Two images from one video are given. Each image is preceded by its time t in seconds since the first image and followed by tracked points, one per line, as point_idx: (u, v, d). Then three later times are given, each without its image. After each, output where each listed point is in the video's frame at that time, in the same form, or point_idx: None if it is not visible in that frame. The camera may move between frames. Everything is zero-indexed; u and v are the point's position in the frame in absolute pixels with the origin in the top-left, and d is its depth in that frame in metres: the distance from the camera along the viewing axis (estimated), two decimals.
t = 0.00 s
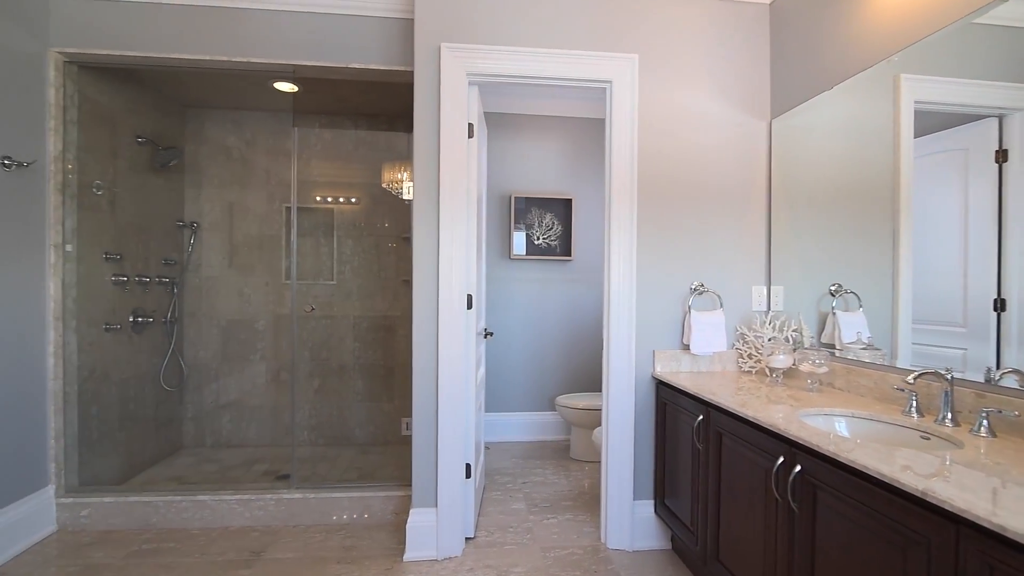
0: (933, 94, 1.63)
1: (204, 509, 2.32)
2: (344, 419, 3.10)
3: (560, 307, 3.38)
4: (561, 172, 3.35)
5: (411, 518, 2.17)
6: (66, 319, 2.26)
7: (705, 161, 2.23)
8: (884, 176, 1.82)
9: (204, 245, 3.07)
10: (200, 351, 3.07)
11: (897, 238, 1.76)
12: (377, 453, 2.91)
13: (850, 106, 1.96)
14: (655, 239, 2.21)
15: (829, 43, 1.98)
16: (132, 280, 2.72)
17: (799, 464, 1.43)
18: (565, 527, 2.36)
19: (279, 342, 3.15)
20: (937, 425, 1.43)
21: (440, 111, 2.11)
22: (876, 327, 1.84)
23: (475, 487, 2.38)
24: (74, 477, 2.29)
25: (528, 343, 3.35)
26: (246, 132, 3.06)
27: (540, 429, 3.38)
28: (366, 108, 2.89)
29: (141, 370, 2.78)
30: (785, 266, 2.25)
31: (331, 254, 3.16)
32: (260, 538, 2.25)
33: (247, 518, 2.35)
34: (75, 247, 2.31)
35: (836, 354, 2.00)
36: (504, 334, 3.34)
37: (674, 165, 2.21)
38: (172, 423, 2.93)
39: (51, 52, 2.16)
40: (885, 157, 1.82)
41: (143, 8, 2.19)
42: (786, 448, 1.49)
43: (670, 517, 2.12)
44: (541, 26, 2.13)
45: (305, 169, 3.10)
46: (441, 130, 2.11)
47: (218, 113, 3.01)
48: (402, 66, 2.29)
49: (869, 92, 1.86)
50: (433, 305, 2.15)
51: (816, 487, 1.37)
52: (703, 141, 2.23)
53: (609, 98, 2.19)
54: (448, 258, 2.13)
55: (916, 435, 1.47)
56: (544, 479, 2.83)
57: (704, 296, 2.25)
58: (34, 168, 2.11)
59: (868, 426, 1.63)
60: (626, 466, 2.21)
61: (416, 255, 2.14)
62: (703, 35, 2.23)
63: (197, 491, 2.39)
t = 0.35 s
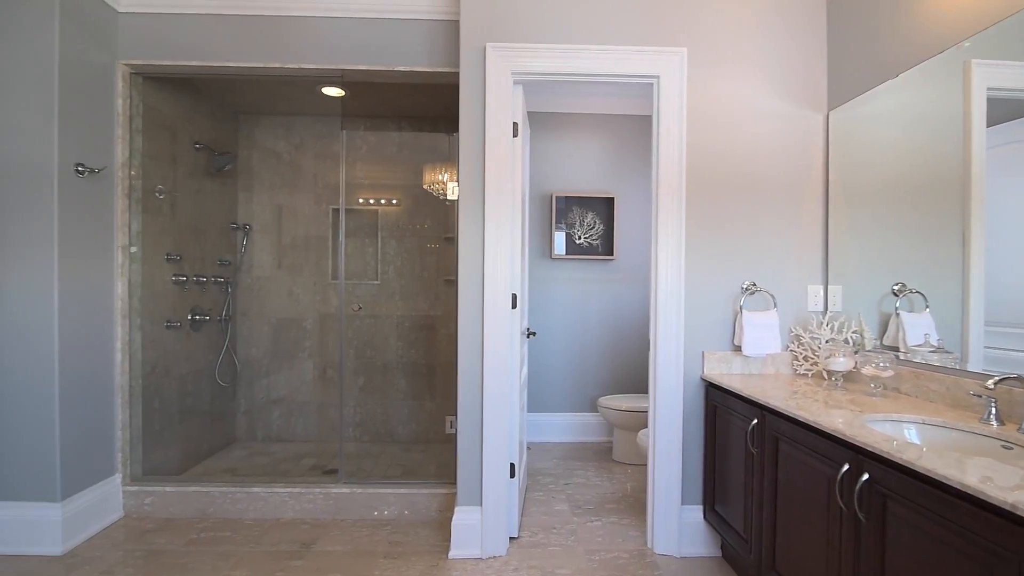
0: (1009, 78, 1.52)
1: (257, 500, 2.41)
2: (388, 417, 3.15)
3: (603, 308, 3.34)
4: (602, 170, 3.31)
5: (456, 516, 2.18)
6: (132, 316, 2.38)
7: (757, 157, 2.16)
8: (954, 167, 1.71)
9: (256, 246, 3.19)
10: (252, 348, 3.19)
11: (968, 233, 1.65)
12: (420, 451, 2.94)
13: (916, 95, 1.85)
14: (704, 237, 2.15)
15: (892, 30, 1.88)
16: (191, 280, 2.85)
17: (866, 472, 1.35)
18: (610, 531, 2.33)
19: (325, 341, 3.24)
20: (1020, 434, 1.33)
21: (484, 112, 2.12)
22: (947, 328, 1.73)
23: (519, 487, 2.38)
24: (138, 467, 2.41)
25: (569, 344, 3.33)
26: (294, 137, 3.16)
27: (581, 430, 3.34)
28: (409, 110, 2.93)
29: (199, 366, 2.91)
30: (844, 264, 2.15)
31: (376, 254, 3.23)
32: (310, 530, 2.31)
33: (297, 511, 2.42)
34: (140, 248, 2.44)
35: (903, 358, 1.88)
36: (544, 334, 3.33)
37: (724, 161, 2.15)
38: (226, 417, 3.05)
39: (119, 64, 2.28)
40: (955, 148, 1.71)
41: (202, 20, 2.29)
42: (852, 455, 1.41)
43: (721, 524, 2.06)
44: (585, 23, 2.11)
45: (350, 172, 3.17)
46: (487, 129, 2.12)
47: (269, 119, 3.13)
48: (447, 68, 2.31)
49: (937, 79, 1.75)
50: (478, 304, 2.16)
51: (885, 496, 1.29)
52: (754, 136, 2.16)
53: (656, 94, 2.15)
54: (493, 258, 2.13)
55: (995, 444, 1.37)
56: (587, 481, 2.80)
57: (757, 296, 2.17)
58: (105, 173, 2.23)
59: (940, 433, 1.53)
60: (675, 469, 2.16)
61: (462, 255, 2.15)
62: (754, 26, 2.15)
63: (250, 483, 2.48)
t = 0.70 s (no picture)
0: None
1: (308, 494, 2.47)
2: (431, 415, 3.19)
3: (648, 308, 3.28)
4: (646, 168, 3.26)
5: (502, 515, 2.18)
6: (192, 314, 2.49)
7: (814, 151, 2.08)
8: None
9: (305, 247, 3.29)
10: (301, 346, 3.29)
11: None
12: (462, 449, 2.96)
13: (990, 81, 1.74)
14: (758, 235, 2.08)
15: (964, 12, 1.77)
16: (245, 280, 2.96)
17: (945, 483, 1.26)
18: (658, 535, 2.28)
19: (370, 339, 3.31)
20: None
21: (531, 111, 2.12)
22: None
23: (565, 488, 2.36)
24: (198, 458, 2.52)
25: (611, 344, 3.29)
26: (342, 140, 3.25)
27: (625, 432, 3.30)
28: (453, 112, 2.95)
29: (252, 363, 3.02)
30: (909, 262, 2.04)
31: (419, 254, 3.27)
32: (358, 525, 2.35)
33: (346, 505, 2.47)
34: (200, 249, 2.55)
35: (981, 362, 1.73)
36: (586, 334, 3.30)
37: (779, 156, 2.08)
38: (277, 413, 3.16)
39: (181, 74, 2.39)
40: None
41: (257, 29, 2.38)
42: (927, 463, 1.32)
43: (777, 532, 1.98)
44: (632, 18, 2.08)
45: (395, 174, 3.23)
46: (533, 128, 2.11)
47: (317, 123, 3.22)
48: (493, 67, 2.32)
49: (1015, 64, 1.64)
50: (524, 304, 2.16)
51: (967, 508, 1.19)
52: (811, 129, 2.08)
53: (707, 88, 2.10)
54: (540, 258, 2.13)
55: None
56: (631, 484, 2.76)
57: (814, 296, 2.09)
58: (168, 178, 2.35)
59: None
60: (727, 474, 2.10)
61: (508, 255, 2.16)
62: (810, 14, 2.07)
63: (301, 477, 2.54)
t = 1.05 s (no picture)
0: None
1: (357, 489, 2.52)
2: (475, 414, 3.21)
3: (695, 308, 3.20)
4: (693, 165, 3.18)
5: (549, 516, 2.17)
6: (248, 313, 2.59)
7: (880, 142, 1.97)
8: None
9: (352, 248, 3.37)
10: (348, 345, 3.38)
11: None
12: (506, 449, 2.96)
13: None
14: (819, 231, 1.99)
15: None
16: (296, 280, 3.06)
17: None
18: (709, 542, 2.21)
19: (415, 338, 3.36)
20: None
21: (580, 108, 2.09)
22: None
23: (613, 491, 2.32)
24: (253, 452, 2.62)
25: (657, 345, 3.23)
26: (387, 142, 3.31)
27: (671, 435, 3.23)
28: (497, 112, 2.96)
29: (303, 360, 3.11)
30: (988, 258, 1.89)
31: (463, 254, 3.29)
32: (406, 521, 2.38)
33: (393, 502, 2.51)
34: (255, 250, 2.65)
35: None
36: (632, 334, 3.24)
37: (841, 149, 1.98)
38: (326, 409, 3.25)
39: (239, 82, 2.49)
40: None
41: (309, 36, 2.45)
42: (1014, 474, 1.21)
43: (840, 543, 1.89)
44: (683, 10, 2.02)
45: (440, 175, 3.27)
46: (581, 125, 2.09)
47: (364, 126, 3.29)
48: (539, 65, 2.31)
49: None
50: (572, 303, 2.14)
51: None
52: (877, 120, 1.97)
53: (763, 79, 2.02)
54: (588, 256, 2.11)
55: None
56: (679, 488, 2.69)
57: (880, 295, 1.99)
58: (227, 182, 2.44)
59: None
60: (785, 481, 2.01)
61: (556, 254, 2.14)
62: None
63: (350, 472, 2.60)
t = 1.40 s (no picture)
0: None
1: (406, 486, 2.56)
2: (520, 415, 3.19)
3: (750, 309, 3.07)
4: (747, 160, 3.06)
5: (598, 521, 2.12)
6: (303, 312, 2.67)
7: (961, 129, 1.83)
8: None
9: (400, 249, 3.44)
10: (397, 344, 3.44)
11: None
12: (552, 450, 2.93)
13: None
14: (892, 226, 1.86)
15: None
16: (348, 280, 3.13)
17: None
18: (769, 554, 2.10)
19: (461, 338, 3.38)
20: None
21: (630, 103, 2.04)
22: None
23: (665, 496, 2.25)
24: (307, 447, 2.70)
25: (709, 347, 3.13)
26: (434, 144, 3.35)
27: (724, 441, 3.12)
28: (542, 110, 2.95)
29: (354, 358, 3.19)
30: None
31: (508, 254, 3.29)
32: (454, 520, 2.39)
33: (441, 500, 2.52)
34: (310, 252, 2.73)
35: None
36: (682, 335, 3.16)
37: (916, 137, 1.85)
38: (375, 407, 3.32)
39: (294, 89, 2.58)
40: None
41: (360, 42, 2.51)
42: None
43: (916, 561, 1.75)
44: None
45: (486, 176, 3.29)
46: (632, 120, 2.04)
47: (412, 129, 3.35)
48: (587, 61, 2.27)
49: None
50: (623, 303, 2.09)
51: None
52: (958, 104, 1.82)
53: (829, 66, 1.90)
54: (639, 255, 2.05)
55: None
56: (735, 497, 2.58)
57: (962, 294, 1.84)
58: (284, 186, 2.53)
59: None
60: (853, 492, 1.89)
61: (606, 252, 2.10)
62: None
63: (399, 469, 2.64)
